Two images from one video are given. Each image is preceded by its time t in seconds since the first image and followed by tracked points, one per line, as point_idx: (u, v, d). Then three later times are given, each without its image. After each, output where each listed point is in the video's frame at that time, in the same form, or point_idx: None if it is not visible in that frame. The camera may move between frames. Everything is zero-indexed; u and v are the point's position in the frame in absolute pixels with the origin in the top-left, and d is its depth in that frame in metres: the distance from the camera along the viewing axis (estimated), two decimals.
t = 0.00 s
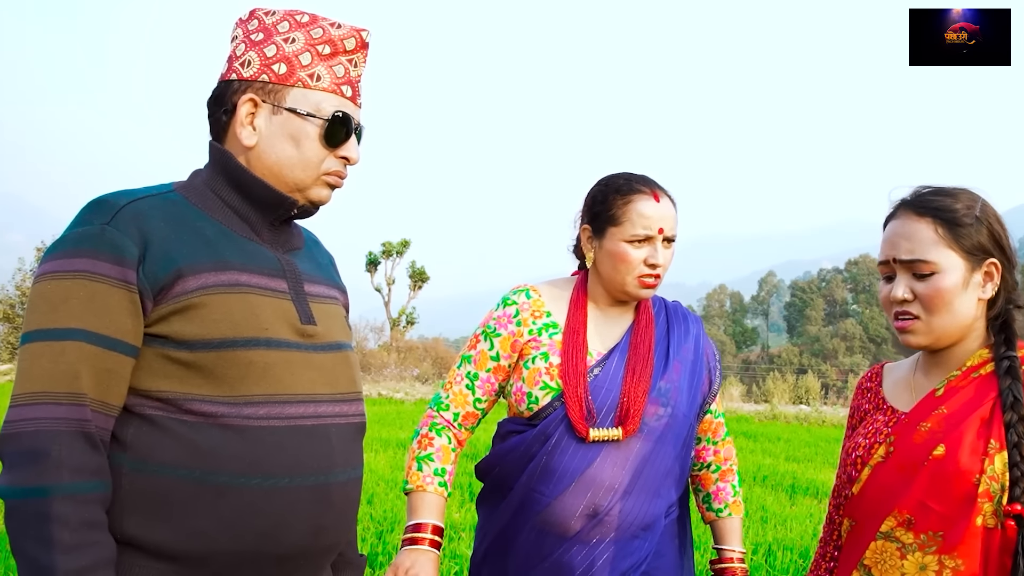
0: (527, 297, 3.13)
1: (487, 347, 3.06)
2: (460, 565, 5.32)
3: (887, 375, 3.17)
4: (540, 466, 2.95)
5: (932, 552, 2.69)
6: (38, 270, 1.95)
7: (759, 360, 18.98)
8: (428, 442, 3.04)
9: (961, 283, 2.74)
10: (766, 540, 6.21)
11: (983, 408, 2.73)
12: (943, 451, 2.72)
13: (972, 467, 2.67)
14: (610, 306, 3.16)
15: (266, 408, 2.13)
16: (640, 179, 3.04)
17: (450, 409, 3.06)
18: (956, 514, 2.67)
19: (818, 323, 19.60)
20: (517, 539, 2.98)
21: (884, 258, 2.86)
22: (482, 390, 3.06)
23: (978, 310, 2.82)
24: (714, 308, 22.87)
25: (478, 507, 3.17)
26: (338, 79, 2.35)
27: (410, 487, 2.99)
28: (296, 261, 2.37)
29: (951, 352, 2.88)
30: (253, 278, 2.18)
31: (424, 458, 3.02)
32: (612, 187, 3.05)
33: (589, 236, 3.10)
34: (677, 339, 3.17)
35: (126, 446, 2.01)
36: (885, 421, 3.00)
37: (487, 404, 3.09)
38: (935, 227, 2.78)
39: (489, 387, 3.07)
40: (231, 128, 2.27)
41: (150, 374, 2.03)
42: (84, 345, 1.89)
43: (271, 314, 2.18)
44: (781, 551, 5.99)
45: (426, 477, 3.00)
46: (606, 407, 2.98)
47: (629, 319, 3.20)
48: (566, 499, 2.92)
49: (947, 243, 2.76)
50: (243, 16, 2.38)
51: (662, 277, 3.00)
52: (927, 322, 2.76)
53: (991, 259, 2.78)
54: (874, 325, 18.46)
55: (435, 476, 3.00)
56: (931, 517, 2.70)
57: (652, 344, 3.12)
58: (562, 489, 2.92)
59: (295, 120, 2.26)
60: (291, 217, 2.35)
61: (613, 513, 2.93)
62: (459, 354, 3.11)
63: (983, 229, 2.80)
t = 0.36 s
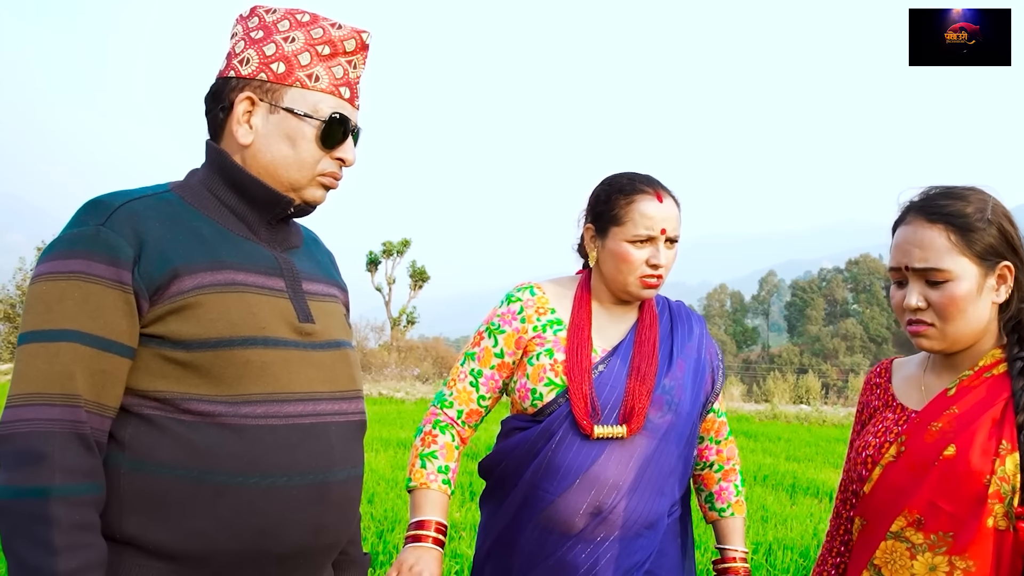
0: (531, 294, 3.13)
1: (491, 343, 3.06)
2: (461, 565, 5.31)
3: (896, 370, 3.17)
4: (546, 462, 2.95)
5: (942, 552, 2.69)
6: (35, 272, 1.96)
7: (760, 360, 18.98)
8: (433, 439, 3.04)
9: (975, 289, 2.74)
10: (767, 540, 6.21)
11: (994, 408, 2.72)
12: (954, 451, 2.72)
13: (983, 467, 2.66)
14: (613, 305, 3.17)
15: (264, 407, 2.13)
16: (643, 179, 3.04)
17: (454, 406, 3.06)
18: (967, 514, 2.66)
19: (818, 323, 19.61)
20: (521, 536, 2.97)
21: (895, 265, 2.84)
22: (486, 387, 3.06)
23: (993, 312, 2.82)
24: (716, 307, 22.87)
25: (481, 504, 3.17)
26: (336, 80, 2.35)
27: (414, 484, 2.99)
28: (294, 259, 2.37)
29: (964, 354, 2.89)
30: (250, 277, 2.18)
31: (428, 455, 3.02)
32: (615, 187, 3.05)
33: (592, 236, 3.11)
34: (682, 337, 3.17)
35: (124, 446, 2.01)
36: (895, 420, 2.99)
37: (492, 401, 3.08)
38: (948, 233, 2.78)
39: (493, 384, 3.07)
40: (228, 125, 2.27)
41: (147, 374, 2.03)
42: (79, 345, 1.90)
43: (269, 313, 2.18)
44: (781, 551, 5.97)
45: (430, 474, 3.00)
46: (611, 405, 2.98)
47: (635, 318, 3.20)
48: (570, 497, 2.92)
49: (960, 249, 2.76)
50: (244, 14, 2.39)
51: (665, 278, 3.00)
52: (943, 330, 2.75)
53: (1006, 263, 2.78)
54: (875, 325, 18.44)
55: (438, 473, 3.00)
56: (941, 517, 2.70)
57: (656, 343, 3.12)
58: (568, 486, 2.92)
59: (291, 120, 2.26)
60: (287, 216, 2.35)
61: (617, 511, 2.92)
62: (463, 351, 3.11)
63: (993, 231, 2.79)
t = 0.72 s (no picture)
0: (533, 293, 3.13)
1: (494, 343, 3.06)
2: (462, 563, 5.31)
3: (901, 374, 3.15)
4: (548, 461, 2.95)
5: (939, 556, 2.69)
6: (35, 271, 1.96)
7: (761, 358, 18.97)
8: (435, 438, 3.04)
9: (965, 278, 2.74)
10: (768, 538, 6.20)
11: (991, 414, 2.73)
12: (950, 456, 2.73)
13: (979, 472, 2.67)
14: (616, 304, 3.17)
15: (265, 405, 2.13)
16: (647, 178, 3.03)
17: (456, 405, 3.06)
18: (964, 519, 2.67)
19: (820, 322, 19.60)
20: (522, 535, 2.98)
21: (893, 252, 2.89)
22: (489, 385, 3.06)
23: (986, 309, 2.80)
24: (718, 306, 22.85)
25: (482, 503, 3.17)
26: (338, 80, 2.35)
27: (415, 483, 2.99)
28: (294, 257, 2.37)
29: (963, 353, 2.85)
30: (250, 275, 2.18)
31: (430, 454, 3.02)
32: (619, 186, 3.05)
33: (596, 235, 3.11)
34: (684, 335, 3.16)
35: (126, 445, 2.01)
36: (895, 422, 2.99)
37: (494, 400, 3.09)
38: (942, 221, 2.81)
39: (495, 383, 3.07)
40: (228, 121, 2.27)
41: (148, 373, 2.03)
42: (80, 345, 1.90)
43: (269, 311, 2.18)
44: (783, 550, 5.97)
45: (432, 473, 3.00)
46: (613, 404, 2.98)
47: (637, 317, 3.20)
48: (571, 495, 2.92)
49: (954, 238, 2.77)
50: (247, 10, 2.39)
51: (670, 278, 3.00)
52: (929, 316, 2.76)
53: (1000, 258, 2.77)
54: (877, 323, 18.42)
55: (440, 472, 3.01)
56: (937, 522, 2.71)
57: (657, 342, 3.12)
58: (569, 485, 2.92)
59: (292, 118, 2.26)
60: (286, 213, 2.35)
61: (618, 509, 2.93)
62: (465, 350, 3.11)
63: (997, 230, 2.79)
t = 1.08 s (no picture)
0: (531, 293, 3.14)
1: (492, 343, 3.06)
2: (462, 562, 5.31)
3: (900, 374, 3.15)
4: (546, 461, 2.95)
5: (930, 550, 2.69)
6: (32, 271, 1.96)
7: (762, 357, 18.97)
8: (434, 439, 3.04)
9: (962, 273, 2.75)
10: (769, 537, 6.20)
11: (982, 407, 2.73)
12: (943, 449, 2.73)
13: (971, 466, 2.67)
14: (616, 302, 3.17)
15: (264, 404, 2.13)
16: (644, 176, 3.03)
17: (455, 405, 3.06)
18: (957, 513, 2.66)
19: (821, 321, 19.59)
20: (521, 534, 2.97)
21: (894, 245, 2.90)
22: (487, 386, 3.06)
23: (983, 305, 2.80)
24: (718, 305, 22.85)
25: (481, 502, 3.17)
26: (335, 77, 2.35)
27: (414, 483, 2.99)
28: (293, 255, 2.37)
29: (963, 348, 2.85)
30: (249, 274, 2.18)
31: (429, 455, 3.02)
32: (616, 184, 3.04)
33: (594, 234, 3.10)
34: (682, 334, 3.16)
35: (125, 445, 2.01)
36: (892, 419, 2.99)
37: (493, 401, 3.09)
38: (943, 216, 2.80)
39: (494, 383, 3.07)
40: (225, 119, 2.27)
41: (147, 372, 2.03)
42: (78, 345, 1.90)
43: (268, 309, 2.18)
44: (783, 549, 5.96)
45: (430, 473, 3.00)
46: (611, 404, 2.97)
47: (635, 315, 3.20)
48: (570, 495, 2.92)
49: (953, 233, 2.77)
50: (242, 6, 2.38)
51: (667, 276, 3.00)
52: (925, 309, 2.78)
53: (999, 255, 2.77)
54: (878, 322, 18.41)
55: (439, 472, 3.00)
56: (931, 515, 2.70)
57: (656, 340, 3.12)
58: (568, 485, 2.92)
59: (291, 115, 2.25)
60: (284, 210, 2.35)
61: (617, 509, 2.92)
62: (464, 351, 3.11)
63: (997, 227, 2.78)
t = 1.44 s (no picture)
0: (528, 293, 3.14)
1: (489, 343, 3.06)
2: (462, 561, 5.31)
3: (894, 370, 3.16)
4: (541, 461, 2.95)
5: (920, 542, 2.68)
6: (29, 272, 1.96)
7: (762, 357, 18.97)
8: (431, 438, 3.04)
9: (946, 275, 2.77)
10: (769, 536, 6.20)
11: (971, 404, 2.72)
12: (935, 441, 2.72)
13: (962, 458, 2.66)
14: (614, 301, 3.17)
15: (262, 403, 2.13)
16: (641, 175, 3.03)
17: (452, 405, 3.06)
18: (947, 505, 2.65)
19: (820, 320, 19.59)
20: (518, 534, 2.97)
21: (892, 238, 2.94)
22: (484, 385, 3.07)
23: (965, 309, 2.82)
24: (718, 304, 22.83)
25: (478, 502, 3.17)
26: (331, 75, 2.35)
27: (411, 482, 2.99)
28: (291, 253, 2.36)
29: (951, 346, 2.88)
30: (246, 273, 2.18)
31: (426, 454, 3.02)
32: (613, 182, 3.04)
33: (590, 232, 3.10)
34: (679, 333, 3.16)
35: (123, 445, 2.01)
36: (884, 412, 3.00)
37: (490, 399, 3.09)
38: (936, 216, 2.82)
39: (491, 382, 3.07)
40: (221, 117, 2.26)
41: (144, 372, 2.03)
42: (75, 346, 1.90)
43: (265, 308, 2.17)
44: (783, 548, 5.96)
45: (427, 473, 2.99)
46: (608, 404, 2.97)
47: (633, 314, 3.19)
48: (567, 494, 2.92)
49: (943, 233, 2.79)
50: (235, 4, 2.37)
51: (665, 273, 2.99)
52: (906, 305, 2.85)
53: (987, 261, 2.76)
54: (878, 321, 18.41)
55: (436, 472, 3.00)
56: (921, 507, 2.70)
57: (654, 339, 3.12)
58: (563, 484, 2.92)
59: (288, 113, 2.25)
60: (282, 209, 2.35)
61: (615, 508, 2.92)
62: (461, 351, 3.12)
63: (991, 230, 2.77)
